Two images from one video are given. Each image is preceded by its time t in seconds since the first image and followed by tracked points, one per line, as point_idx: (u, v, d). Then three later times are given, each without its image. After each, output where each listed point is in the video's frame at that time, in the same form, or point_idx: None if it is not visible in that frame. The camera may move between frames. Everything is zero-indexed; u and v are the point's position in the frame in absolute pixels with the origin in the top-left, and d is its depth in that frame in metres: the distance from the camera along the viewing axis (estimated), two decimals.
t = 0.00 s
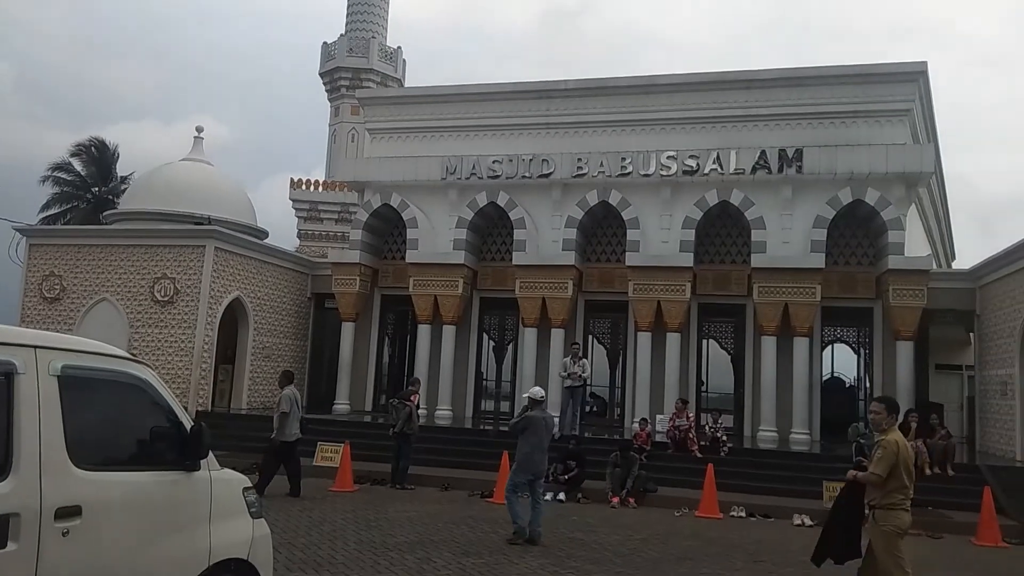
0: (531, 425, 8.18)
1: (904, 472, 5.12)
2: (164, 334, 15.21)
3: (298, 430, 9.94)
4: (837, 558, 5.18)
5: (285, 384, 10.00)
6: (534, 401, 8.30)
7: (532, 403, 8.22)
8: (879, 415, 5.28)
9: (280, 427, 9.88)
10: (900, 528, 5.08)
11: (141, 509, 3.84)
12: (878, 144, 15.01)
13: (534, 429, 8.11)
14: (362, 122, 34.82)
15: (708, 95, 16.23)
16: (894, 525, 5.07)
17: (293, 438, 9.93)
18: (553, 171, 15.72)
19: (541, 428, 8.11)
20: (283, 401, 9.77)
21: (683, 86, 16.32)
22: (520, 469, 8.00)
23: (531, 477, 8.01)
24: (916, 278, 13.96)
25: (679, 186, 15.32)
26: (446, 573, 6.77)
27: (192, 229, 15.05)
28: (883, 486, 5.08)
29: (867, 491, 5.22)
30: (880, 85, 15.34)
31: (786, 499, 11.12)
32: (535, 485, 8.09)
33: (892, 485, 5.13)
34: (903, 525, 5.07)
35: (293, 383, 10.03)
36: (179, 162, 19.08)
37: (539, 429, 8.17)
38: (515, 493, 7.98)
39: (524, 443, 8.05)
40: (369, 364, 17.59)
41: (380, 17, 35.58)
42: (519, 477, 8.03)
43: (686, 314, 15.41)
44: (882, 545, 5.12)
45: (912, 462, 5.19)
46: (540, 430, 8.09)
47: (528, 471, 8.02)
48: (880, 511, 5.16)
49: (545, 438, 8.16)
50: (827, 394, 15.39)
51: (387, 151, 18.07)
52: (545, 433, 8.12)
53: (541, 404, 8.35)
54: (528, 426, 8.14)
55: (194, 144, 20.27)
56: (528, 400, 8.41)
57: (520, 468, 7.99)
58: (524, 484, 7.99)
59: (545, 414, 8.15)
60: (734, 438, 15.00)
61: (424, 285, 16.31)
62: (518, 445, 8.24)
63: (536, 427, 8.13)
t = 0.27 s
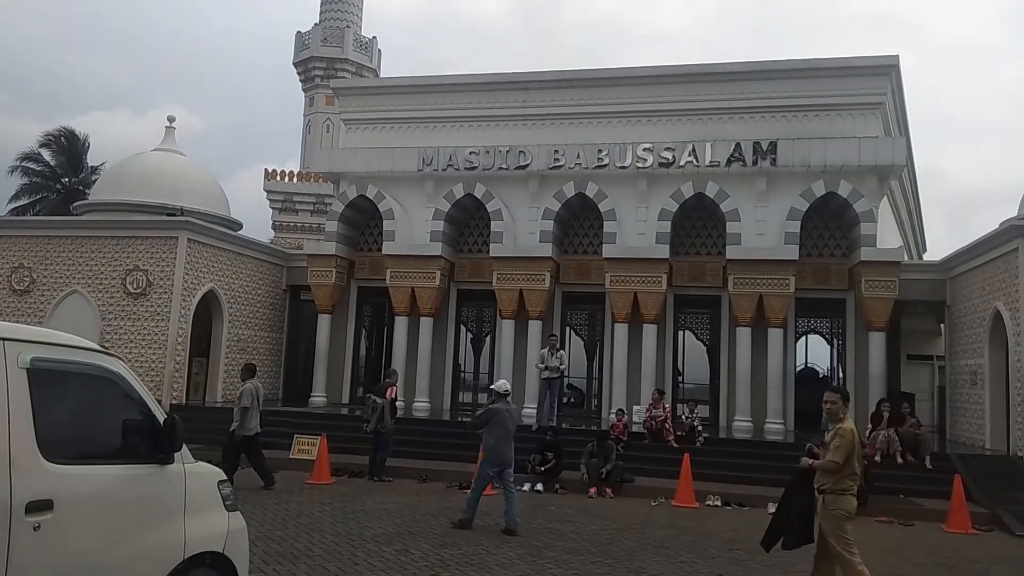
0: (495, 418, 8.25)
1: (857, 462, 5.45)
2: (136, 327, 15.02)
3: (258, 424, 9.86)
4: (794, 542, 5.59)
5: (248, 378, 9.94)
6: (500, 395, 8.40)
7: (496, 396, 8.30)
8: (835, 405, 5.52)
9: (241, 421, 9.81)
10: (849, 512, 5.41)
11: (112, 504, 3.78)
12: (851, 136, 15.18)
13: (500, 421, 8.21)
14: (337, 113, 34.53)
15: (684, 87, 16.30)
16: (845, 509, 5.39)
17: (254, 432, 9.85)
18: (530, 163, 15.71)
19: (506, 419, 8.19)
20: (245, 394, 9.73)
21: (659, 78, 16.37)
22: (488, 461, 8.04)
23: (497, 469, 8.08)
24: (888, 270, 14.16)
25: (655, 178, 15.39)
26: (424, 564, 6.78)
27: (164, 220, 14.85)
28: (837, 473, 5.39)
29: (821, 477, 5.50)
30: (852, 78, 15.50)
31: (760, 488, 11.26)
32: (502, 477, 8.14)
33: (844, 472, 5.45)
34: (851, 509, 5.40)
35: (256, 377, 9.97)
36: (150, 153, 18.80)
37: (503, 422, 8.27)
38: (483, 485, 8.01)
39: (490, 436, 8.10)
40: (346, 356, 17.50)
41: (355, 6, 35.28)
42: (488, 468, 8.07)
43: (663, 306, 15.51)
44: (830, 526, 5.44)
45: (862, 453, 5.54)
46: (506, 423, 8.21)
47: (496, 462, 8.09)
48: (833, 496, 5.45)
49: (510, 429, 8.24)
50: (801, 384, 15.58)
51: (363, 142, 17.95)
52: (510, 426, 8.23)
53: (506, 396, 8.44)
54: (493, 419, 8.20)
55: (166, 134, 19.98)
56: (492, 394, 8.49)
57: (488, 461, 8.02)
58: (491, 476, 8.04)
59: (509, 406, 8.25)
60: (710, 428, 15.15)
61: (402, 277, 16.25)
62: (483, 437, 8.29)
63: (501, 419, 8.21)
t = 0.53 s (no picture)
0: (471, 412, 8.28)
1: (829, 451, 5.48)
2: (123, 321, 14.94)
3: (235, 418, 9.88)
4: (767, 533, 5.66)
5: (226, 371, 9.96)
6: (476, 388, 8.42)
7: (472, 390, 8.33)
8: (806, 394, 5.50)
9: (218, 414, 9.85)
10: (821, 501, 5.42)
11: (96, 499, 3.75)
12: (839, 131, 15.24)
13: (474, 415, 8.24)
14: (326, 106, 34.39)
15: (673, 82, 16.31)
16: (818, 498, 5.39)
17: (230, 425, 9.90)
18: (519, 157, 15.69)
19: (481, 413, 8.23)
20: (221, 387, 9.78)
21: (648, 72, 16.37)
22: (463, 455, 8.12)
23: (474, 462, 8.17)
24: (875, 264, 14.23)
25: (644, 172, 15.42)
26: (413, 559, 6.78)
27: (150, 214, 14.75)
28: (814, 462, 5.36)
29: (794, 466, 5.45)
30: (840, 73, 15.56)
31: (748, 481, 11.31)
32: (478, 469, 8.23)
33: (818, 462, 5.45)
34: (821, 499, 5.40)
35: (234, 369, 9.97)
36: (137, 146, 18.67)
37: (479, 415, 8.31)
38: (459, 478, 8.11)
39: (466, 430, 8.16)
40: (335, 350, 17.46)
41: None
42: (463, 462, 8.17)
43: (651, 300, 15.54)
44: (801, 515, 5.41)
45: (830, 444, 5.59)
46: (481, 416, 8.23)
47: (471, 455, 8.16)
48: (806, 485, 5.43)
49: (486, 423, 8.30)
50: (788, 378, 15.67)
51: (351, 136, 17.88)
52: (485, 419, 8.26)
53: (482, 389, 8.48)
54: (468, 413, 8.24)
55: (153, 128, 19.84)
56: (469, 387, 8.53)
57: (463, 455, 8.11)
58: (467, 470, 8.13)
59: (485, 400, 8.27)
60: (698, 421, 15.21)
61: (391, 272, 16.21)
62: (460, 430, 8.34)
63: (476, 413, 8.24)
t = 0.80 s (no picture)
0: (447, 403, 8.32)
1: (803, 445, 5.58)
2: (110, 316, 14.84)
3: (214, 413, 10.03)
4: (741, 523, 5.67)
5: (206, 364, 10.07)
6: (452, 380, 8.42)
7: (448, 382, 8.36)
8: (778, 386, 5.64)
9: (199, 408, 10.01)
10: (795, 492, 5.47)
11: (86, 494, 3.75)
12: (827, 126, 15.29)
13: (451, 408, 8.29)
14: (314, 100, 34.22)
15: (662, 76, 16.32)
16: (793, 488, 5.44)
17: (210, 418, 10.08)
18: (508, 151, 15.67)
19: (458, 405, 8.30)
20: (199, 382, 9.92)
21: (638, 66, 16.37)
22: (442, 446, 8.20)
23: (452, 453, 8.28)
24: (862, 258, 14.31)
25: (634, 167, 15.43)
26: (401, 553, 6.78)
27: (137, 207, 14.64)
28: (790, 452, 5.45)
29: (769, 457, 5.53)
30: (829, 68, 15.61)
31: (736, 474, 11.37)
32: (456, 461, 8.35)
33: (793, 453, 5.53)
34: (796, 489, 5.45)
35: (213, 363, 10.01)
36: (123, 139, 18.52)
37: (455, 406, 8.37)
38: (438, 471, 8.22)
39: (444, 424, 8.22)
40: (323, 345, 17.42)
41: None
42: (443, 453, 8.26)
43: (641, 295, 15.56)
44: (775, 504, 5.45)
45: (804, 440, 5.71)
46: (458, 408, 8.29)
47: (449, 447, 8.26)
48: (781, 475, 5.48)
49: (463, 414, 8.37)
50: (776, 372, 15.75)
51: (340, 130, 17.79)
52: (462, 410, 8.33)
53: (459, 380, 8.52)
54: (445, 406, 8.28)
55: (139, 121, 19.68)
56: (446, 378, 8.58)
57: (441, 447, 8.20)
58: (446, 462, 8.24)
59: (462, 392, 8.32)
60: (687, 415, 15.27)
61: (380, 266, 16.16)
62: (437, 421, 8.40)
63: (453, 405, 8.29)
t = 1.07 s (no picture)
0: (427, 400, 8.54)
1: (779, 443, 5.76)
2: (99, 314, 14.76)
3: (196, 414, 10.33)
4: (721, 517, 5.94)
5: (188, 365, 10.30)
6: (434, 377, 8.61)
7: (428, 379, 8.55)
8: (754, 386, 5.83)
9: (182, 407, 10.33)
10: (771, 489, 5.63)
11: (76, 494, 3.73)
12: (817, 125, 15.36)
13: (431, 403, 8.49)
14: (305, 98, 34.13)
15: (653, 75, 16.34)
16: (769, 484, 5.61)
17: (193, 415, 10.46)
18: (499, 149, 15.66)
19: (439, 401, 8.48)
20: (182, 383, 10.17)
21: (629, 65, 16.39)
22: (426, 441, 8.32)
23: (437, 450, 8.40)
24: (852, 257, 14.38)
25: (625, 166, 15.45)
26: (392, 552, 6.76)
27: (126, 206, 14.57)
28: (765, 450, 5.63)
29: (746, 454, 5.70)
30: (818, 67, 15.67)
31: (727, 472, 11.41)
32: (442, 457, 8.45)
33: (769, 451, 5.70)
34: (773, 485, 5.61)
35: (197, 364, 10.29)
36: (112, 137, 18.41)
37: (436, 402, 8.56)
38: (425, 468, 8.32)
39: (426, 420, 8.39)
40: (314, 343, 17.38)
41: None
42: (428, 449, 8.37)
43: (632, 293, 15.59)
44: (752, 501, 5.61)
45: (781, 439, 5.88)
46: (439, 404, 8.47)
47: (432, 442, 8.38)
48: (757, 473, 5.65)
49: (445, 410, 8.54)
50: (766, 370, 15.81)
51: (331, 128, 17.75)
52: (443, 405, 8.50)
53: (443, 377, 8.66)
54: (426, 403, 8.48)
55: (128, 118, 19.57)
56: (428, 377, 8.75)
57: (424, 442, 8.32)
58: (432, 459, 8.34)
59: (442, 388, 8.50)
60: (678, 413, 15.32)
61: (371, 265, 16.13)
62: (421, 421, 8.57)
63: (433, 401, 8.49)
